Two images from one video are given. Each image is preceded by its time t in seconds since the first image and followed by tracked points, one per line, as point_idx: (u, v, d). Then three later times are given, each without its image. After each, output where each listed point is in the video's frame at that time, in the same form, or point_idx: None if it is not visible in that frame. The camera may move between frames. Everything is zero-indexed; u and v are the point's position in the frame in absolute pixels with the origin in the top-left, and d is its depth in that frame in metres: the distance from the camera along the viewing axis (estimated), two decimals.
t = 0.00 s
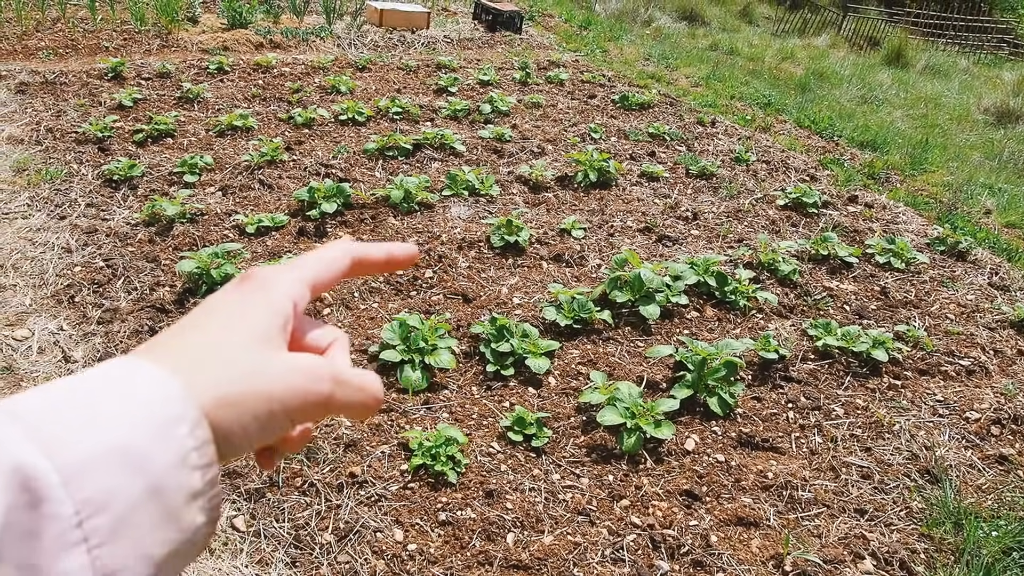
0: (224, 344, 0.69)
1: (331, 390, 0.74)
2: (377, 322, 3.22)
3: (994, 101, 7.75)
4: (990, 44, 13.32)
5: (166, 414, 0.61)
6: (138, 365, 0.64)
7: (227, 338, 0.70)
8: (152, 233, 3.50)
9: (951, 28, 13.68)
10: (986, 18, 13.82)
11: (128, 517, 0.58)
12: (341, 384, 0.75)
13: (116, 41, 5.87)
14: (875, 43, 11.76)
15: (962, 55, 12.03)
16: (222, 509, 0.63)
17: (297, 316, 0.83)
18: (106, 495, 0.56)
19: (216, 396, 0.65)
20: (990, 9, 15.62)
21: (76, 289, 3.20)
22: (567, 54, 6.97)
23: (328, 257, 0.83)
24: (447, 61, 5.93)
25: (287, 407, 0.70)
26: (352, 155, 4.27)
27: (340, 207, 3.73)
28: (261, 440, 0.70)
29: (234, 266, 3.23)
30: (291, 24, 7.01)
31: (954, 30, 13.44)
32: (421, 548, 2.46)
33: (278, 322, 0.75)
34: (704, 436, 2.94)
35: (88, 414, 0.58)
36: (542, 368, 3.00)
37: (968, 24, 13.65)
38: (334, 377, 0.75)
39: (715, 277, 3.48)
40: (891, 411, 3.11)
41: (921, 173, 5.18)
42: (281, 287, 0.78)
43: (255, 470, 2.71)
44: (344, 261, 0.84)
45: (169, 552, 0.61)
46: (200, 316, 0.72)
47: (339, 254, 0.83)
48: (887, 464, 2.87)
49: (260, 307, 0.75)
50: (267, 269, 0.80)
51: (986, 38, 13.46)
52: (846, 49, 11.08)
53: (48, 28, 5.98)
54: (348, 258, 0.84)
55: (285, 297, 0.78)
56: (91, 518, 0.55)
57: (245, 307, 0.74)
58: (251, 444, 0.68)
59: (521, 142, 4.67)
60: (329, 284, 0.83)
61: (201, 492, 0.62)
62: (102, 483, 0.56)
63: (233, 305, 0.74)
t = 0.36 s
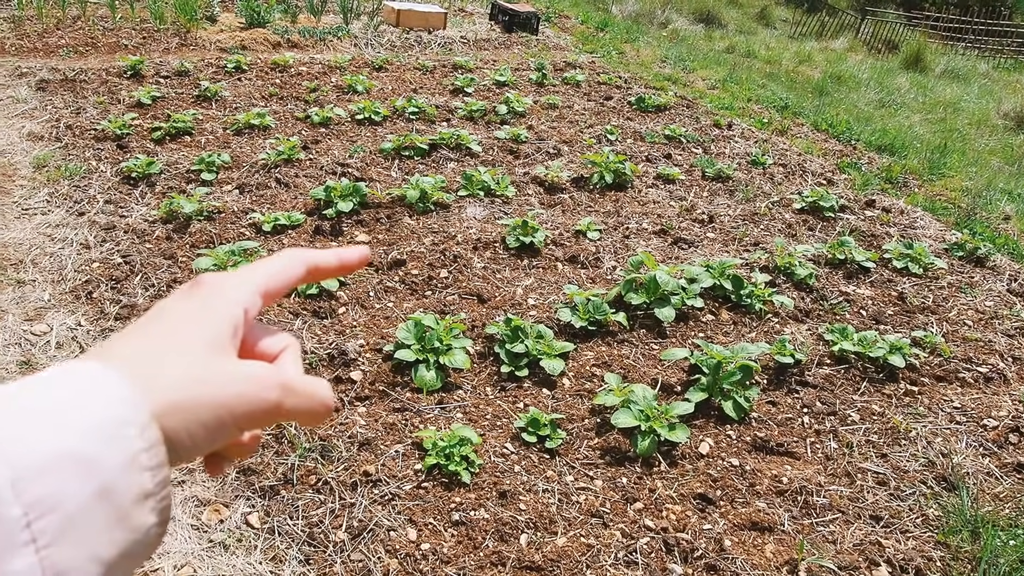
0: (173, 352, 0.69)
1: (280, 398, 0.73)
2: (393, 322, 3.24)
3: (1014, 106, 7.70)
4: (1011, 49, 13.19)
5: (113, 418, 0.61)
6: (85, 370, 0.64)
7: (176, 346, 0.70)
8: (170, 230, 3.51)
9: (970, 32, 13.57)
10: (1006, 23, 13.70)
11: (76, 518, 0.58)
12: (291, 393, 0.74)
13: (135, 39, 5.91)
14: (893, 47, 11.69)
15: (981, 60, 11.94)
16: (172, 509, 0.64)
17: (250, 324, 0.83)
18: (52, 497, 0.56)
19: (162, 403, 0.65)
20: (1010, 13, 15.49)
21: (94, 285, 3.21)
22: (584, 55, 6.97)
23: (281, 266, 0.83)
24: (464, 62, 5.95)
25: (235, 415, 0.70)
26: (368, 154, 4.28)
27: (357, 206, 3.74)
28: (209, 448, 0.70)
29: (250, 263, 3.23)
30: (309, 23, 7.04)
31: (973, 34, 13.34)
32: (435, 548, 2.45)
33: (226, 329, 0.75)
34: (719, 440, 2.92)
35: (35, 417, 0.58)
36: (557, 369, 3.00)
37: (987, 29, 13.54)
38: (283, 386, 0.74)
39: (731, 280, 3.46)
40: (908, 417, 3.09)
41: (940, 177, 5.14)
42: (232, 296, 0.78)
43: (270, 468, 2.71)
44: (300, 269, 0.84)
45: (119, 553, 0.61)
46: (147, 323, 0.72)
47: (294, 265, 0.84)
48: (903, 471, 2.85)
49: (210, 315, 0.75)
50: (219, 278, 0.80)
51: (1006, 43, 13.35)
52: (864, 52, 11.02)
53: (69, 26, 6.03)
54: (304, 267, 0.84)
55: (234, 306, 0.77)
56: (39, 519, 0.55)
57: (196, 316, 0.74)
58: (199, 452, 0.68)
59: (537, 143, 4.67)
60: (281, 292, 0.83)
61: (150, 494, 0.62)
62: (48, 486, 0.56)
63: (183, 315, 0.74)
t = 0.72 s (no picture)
0: (147, 367, 0.67)
1: (255, 414, 0.71)
2: (409, 323, 3.25)
3: None
4: None
5: (87, 429, 0.59)
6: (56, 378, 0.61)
7: (151, 361, 0.68)
8: (189, 230, 3.54)
9: (991, 38, 13.46)
10: None
11: (47, 527, 0.55)
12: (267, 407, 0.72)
13: (156, 39, 5.95)
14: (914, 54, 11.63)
15: (1003, 66, 11.83)
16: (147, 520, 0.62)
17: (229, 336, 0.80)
18: (25, 508, 0.54)
19: (136, 416, 0.63)
20: None
21: (114, 282, 3.24)
22: (602, 59, 6.97)
23: (262, 277, 0.79)
24: (482, 64, 5.96)
25: (210, 429, 0.67)
26: (386, 156, 4.30)
27: (374, 207, 3.77)
28: (183, 462, 0.68)
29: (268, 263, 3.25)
30: (328, 25, 7.07)
31: (995, 41, 13.23)
32: (449, 549, 2.45)
33: (204, 343, 0.72)
34: (735, 446, 2.91)
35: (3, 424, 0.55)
36: (573, 372, 2.99)
37: (1009, 35, 13.40)
38: (259, 402, 0.72)
39: (749, 286, 3.45)
40: (925, 426, 3.06)
41: (960, 185, 5.10)
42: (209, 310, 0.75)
43: (285, 467, 2.71)
44: (281, 283, 0.79)
45: (90, 564, 0.59)
46: (123, 334, 0.70)
47: (275, 277, 0.79)
48: (920, 479, 2.83)
49: (185, 330, 0.72)
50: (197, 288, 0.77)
51: None
52: (883, 57, 10.96)
53: (92, 25, 6.09)
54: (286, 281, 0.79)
55: (211, 319, 0.74)
56: (11, 528, 0.52)
57: (171, 330, 0.72)
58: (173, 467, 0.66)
59: (555, 146, 4.68)
60: (263, 306, 0.79)
61: (123, 503, 0.60)
62: (19, 496, 0.54)
63: (158, 329, 0.72)
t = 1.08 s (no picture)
0: (159, 367, 0.79)
1: (254, 414, 0.82)
2: (422, 324, 3.26)
3: None
4: None
5: (96, 432, 0.69)
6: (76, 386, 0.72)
7: (161, 362, 0.80)
8: (204, 229, 3.56)
9: (1009, 44, 13.35)
10: None
11: (52, 527, 0.64)
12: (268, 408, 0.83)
13: (173, 40, 5.98)
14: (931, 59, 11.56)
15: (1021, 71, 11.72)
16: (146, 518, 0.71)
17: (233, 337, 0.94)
18: (31, 506, 0.63)
19: (147, 417, 0.73)
20: None
21: (130, 281, 3.25)
22: (616, 62, 6.97)
23: (262, 281, 0.94)
24: (497, 67, 5.96)
25: (212, 429, 0.78)
26: (400, 157, 4.31)
27: (389, 208, 3.79)
28: (186, 460, 0.78)
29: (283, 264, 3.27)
30: (344, 27, 7.09)
31: (1012, 46, 13.13)
32: (461, 551, 2.45)
33: (208, 344, 0.85)
34: (748, 451, 2.90)
35: (19, 426, 0.65)
36: (586, 375, 2.99)
37: None
38: (259, 402, 0.83)
39: (763, 291, 3.44)
40: (941, 433, 3.04)
41: (977, 191, 5.06)
42: (216, 312, 0.89)
43: (299, 467, 2.72)
44: (283, 285, 0.94)
45: (96, 558, 0.68)
46: (139, 340, 0.81)
47: (277, 281, 0.94)
48: (935, 487, 2.81)
49: (195, 331, 0.85)
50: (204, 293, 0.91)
51: None
52: (900, 62, 10.91)
53: (109, 26, 6.14)
54: (286, 284, 0.94)
55: (218, 321, 0.88)
56: (15, 527, 0.61)
57: (182, 330, 0.85)
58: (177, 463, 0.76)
59: (569, 149, 4.68)
60: (265, 306, 0.94)
61: (125, 502, 0.69)
62: (29, 495, 0.63)
63: (171, 329, 0.85)
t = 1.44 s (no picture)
0: (148, 276, 0.71)
1: (248, 322, 0.74)
2: (445, 333, 3.26)
3: None
4: None
5: (85, 341, 0.64)
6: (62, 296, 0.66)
7: (148, 271, 0.72)
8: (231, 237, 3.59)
9: None
10: None
11: (48, 434, 0.61)
12: (262, 318, 0.75)
13: (202, 49, 6.08)
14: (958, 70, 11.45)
15: None
16: (143, 432, 0.67)
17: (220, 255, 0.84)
18: (22, 414, 0.59)
19: (137, 323, 0.67)
20: None
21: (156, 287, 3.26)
22: (640, 72, 6.96)
23: (247, 194, 0.84)
24: (521, 76, 5.98)
25: (207, 338, 0.71)
26: (425, 166, 4.35)
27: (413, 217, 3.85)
28: (184, 369, 0.72)
29: (309, 271, 3.42)
30: (369, 36, 7.15)
31: None
32: (483, 562, 2.44)
33: (199, 256, 0.78)
34: (773, 465, 2.87)
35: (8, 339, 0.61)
36: (609, 387, 2.98)
37: None
38: (252, 311, 0.75)
39: (788, 303, 3.43)
40: (970, 450, 3.00)
41: (1006, 203, 4.99)
42: (200, 223, 0.80)
43: (322, 474, 2.70)
44: (263, 199, 0.85)
45: (92, 471, 0.64)
46: (126, 250, 0.74)
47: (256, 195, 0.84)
48: (964, 505, 2.77)
49: (182, 242, 0.78)
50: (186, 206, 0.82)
51: None
52: (926, 73, 10.81)
53: (139, 35, 6.24)
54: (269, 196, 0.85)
55: (203, 236, 0.79)
56: (10, 434, 0.58)
57: (168, 241, 0.77)
58: (170, 375, 0.70)
59: (593, 159, 4.69)
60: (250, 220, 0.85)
61: (120, 414, 0.65)
62: (16, 402, 0.59)
63: (154, 239, 0.77)
